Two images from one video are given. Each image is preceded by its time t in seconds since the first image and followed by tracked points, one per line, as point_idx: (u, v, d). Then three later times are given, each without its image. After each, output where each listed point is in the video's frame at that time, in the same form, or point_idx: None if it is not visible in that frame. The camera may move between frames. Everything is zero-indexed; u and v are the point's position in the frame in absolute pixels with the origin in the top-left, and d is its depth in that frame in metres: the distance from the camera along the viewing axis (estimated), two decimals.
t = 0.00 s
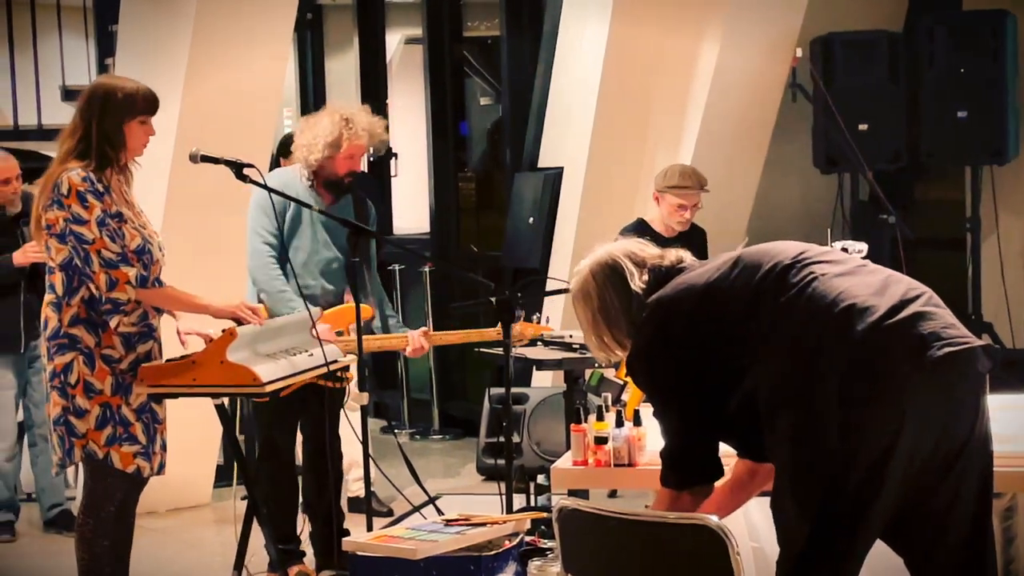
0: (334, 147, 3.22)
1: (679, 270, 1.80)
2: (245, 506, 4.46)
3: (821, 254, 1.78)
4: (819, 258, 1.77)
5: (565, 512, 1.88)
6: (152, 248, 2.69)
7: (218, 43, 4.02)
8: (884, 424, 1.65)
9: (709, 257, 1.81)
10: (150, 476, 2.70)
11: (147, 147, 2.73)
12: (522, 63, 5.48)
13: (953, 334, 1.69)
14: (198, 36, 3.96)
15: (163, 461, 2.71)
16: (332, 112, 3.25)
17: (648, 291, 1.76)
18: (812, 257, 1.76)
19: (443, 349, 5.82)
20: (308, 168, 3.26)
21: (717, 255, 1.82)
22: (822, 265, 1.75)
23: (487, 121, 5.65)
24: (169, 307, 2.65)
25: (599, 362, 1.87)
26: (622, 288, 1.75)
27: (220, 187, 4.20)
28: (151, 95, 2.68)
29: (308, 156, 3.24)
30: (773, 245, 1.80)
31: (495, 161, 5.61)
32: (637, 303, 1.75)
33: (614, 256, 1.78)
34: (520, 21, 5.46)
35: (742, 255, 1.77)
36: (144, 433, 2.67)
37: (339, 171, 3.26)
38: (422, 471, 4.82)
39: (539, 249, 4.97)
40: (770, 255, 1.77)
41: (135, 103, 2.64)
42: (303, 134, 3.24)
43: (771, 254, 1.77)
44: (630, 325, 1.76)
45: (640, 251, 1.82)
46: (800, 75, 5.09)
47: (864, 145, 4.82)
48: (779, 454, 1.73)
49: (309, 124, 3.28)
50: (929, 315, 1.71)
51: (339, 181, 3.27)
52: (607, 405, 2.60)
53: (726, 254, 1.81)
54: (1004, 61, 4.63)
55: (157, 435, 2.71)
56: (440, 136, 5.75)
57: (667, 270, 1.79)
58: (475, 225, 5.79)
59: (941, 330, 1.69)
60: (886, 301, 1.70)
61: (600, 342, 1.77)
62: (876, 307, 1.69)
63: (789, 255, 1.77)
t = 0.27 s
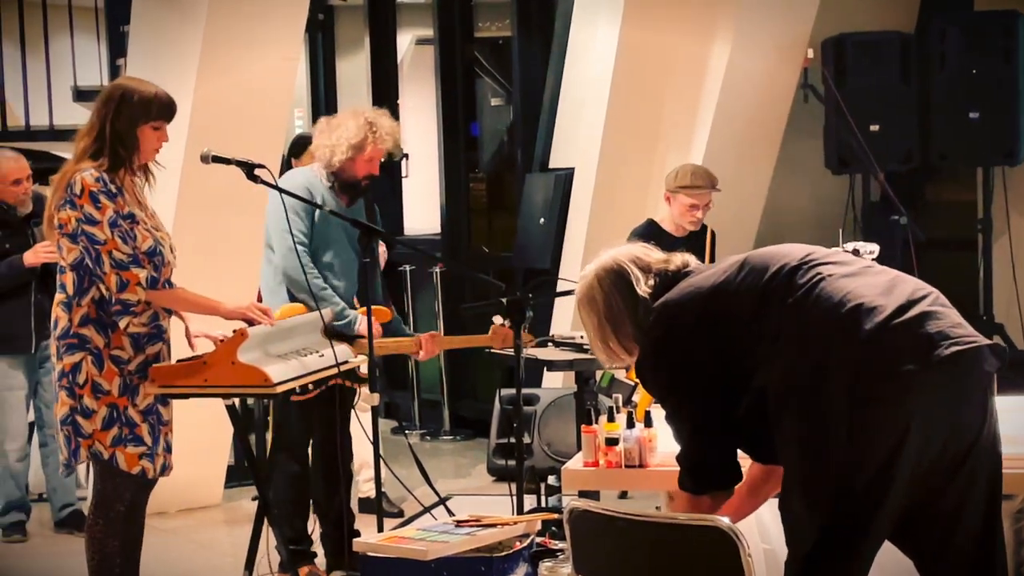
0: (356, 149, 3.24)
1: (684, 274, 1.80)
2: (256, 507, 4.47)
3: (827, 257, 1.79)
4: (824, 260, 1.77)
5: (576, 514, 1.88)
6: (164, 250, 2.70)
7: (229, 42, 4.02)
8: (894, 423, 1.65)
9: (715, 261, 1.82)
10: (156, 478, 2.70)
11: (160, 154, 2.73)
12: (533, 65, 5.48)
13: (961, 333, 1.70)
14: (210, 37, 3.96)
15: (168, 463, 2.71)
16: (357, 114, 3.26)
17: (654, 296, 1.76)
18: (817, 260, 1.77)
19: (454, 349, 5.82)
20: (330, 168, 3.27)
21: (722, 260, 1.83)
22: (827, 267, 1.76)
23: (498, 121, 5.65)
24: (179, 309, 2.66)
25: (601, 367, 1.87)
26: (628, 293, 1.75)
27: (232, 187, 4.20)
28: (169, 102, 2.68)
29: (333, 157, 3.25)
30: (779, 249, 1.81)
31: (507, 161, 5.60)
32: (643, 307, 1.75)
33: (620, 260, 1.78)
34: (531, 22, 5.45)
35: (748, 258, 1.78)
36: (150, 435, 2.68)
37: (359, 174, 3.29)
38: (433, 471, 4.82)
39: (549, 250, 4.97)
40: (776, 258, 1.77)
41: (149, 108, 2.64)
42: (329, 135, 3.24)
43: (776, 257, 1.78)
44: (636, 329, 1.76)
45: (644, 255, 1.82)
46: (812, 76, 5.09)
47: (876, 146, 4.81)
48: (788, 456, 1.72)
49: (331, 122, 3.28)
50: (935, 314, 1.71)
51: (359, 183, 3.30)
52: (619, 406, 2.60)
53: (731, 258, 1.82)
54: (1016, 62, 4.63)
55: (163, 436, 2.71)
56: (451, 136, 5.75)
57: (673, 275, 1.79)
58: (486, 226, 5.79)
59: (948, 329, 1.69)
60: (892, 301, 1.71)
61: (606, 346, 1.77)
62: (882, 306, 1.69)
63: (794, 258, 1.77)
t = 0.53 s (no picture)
0: (377, 152, 3.24)
1: (684, 280, 1.80)
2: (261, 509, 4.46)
3: (827, 260, 1.79)
4: (825, 263, 1.78)
5: (581, 516, 1.87)
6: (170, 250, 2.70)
7: (236, 43, 4.02)
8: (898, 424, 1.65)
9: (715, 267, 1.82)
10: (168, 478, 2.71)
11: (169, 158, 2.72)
12: (538, 68, 5.48)
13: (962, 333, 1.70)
14: (217, 38, 3.97)
15: (181, 462, 2.72)
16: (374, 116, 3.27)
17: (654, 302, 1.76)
18: (817, 263, 1.77)
19: (459, 351, 5.82)
20: (348, 171, 3.26)
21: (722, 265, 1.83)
22: (828, 269, 1.76)
23: (503, 124, 5.65)
24: (185, 310, 2.65)
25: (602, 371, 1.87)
26: (628, 300, 1.75)
27: (238, 189, 4.20)
28: (181, 108, 2.67)
29: (355, 159, 3.24)
30: (779, 253, 1.81)
31: (512, 163, 5.61)
32: (644, 314, 1.75)
33: (620, 267, 1.78)
34: (536, 24, 5.45)
35: (748, 263, 1.78)
36: (161, 434, 2.68)
37: (372, 175, 3.30)
38: (438, 473, 4.82)
39: (555, 252, 4.96)
40: (777, 261, 1.78)
41: (160, 116, 2.63)
42: (352, 136, 3.22)
43: (777, 260, 1.78)
44: (636, 337, 1.75)
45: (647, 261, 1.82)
46: (817, 79, 5.09)
47: (882, 148, 4.80)
48: (793, 457, 1.72)
49: (346, 124, 3.26)
50: (937, 315, 1.71)
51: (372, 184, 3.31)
52: (624, 408, 2.60)
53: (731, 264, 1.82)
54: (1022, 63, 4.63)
55: (175, 435, 2.72)
56: (457, 135, 5.76)
57: (673, 281, 1.79)
58: (491, 229, 5.77)
59: (950, 329, 1.69)
60: (893, 302, 1.71)
61: (606, 352, 1.76)
62: (883, 308, 1.70)
63: (794, 262, 1.78)
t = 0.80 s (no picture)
0: (392, 150, 3.30)
1: (682, 284, 1.80)
2: (260, 511, 4.46)
3: (826, 263, 1.79)
4: (822, 266, 1.78)
5: (581, 518, 1.87)
6: (173, 253, 2.69)
7: (236, 45, 4.02)
8: (897, 425, 1.65)
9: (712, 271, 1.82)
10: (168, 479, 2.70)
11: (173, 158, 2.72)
12: (538, 70, 5.48)
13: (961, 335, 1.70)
14: (217, 39, 3.96)
15: (183, 463, 2.72)
16: (386, 118, 3.31)
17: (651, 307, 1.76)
18: (814, 266, 1.78)
19: (458, 353, 5.82)
20: (361, 171, 3.31)
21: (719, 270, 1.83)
22: (825, 273, 1.76)
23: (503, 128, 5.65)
24: (185, 312, 2.65)
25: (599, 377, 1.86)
26: (626, 304, 1.75)
27: (237, 191, 4.20)
28: (182, 107, 2.67)
29: (370, 160, 3.29)
30: (777, 256, 1.82)
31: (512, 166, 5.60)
32: (642, 319, 1.75)
33: (618, 270, 1.78)
34: (536, 27, 5.45)
35: (746, 267, 1.78)
36: (162, 436, 2.68)
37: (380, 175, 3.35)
38: (437, 476, 4.82)
39: (554, 255, 4.96)
40: (776, 265, 1.78)
41: (163, 114, 2.64)
42: (369, 138, 3.26)
43: (776, 264, 1.78)
44: (632, 341, 1.75)
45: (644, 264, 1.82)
46: (817, 81, 5.09)
47: (881, 152, 4.80)
48: (794, 459, 1.71)
49: (357, 127, 3.29)
50: (935, 317, 1.72)
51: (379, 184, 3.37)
52: (624, 412, 2.59)
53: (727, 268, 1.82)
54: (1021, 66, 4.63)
55: (176, 437, 2.71)
56: (456, 138, 5.76)
57: (671, 285, 1.79)
58: (491, 231, 5.78)
59: (950, 331, 1.70)
60: (892, 305, 1.72)
61: (602, 356, 1.76)
62: (884, 311, 1.70)
63: (791, 265, 1.78)
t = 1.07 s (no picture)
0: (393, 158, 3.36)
1: (670, 288, 1.80)
2: (251, 515, 4.46)
3: (815, 267, 1.80)
4: (811, 270, 1.78)
5: (573, 522, 1.87)
6: (166, 257, 2.71)
7: (227, 47, 4.02)
8: (888, 428, 1.65)
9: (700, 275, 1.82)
10: (153, 482, 2.69)
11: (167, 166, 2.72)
12: (529, 74, 5.48)
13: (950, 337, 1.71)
14: (209, 42, 3.96)
15: (163, 466, 2.70)
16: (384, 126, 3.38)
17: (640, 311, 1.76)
18: (802, 270, 1.78)
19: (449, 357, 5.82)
20: (359, 176, 3.35)
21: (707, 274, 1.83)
22: (814, 276, 1.77)
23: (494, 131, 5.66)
24: (175, 315, 2.65)
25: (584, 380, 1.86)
26: (613, 308, 1.75)
27: (228, 194, 4.19)
28: (180, 115, 2.67)
29: (371, 166, 3.34)
30: (766, 260, 1.82)
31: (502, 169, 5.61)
32: (629, 323, 1.74)
33: (605, 274, 1.78)
34: (527, 30, 5.45)
35: (735, 271, 1.79)
36: (147, 439, 2.67)
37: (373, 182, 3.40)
38: (428, 479, 4.82)
39: (544, 257, 4.97)
40: (765, 269, 1.78)
41: (160, 119, 2.63)
42: (373, 146, 3.32)
43: (765, 268, 1.79)
44: (621, 343, 1.75)
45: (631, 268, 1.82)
46: (807, 85, 5.10)
47: (871, 156, 4.81)
48: (784, 462, 1.71)
49: (358, 133, 3.34)
50: (924, 321, 1.72)
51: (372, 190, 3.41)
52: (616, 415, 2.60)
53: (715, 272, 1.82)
54: (1012, 70, 4.64)
55: (158, 440, 2.69)
56: (447, 141, 5.74)
57: (658, 289, 1.79)
58: (482, 234, 5.79)
59: (940, 334, 1.70)
60: (881, 308, 1.72)
61: (590, 361, 1.76)
62: (874, 314, 1.71)
63: (780, 269, 1.78)
